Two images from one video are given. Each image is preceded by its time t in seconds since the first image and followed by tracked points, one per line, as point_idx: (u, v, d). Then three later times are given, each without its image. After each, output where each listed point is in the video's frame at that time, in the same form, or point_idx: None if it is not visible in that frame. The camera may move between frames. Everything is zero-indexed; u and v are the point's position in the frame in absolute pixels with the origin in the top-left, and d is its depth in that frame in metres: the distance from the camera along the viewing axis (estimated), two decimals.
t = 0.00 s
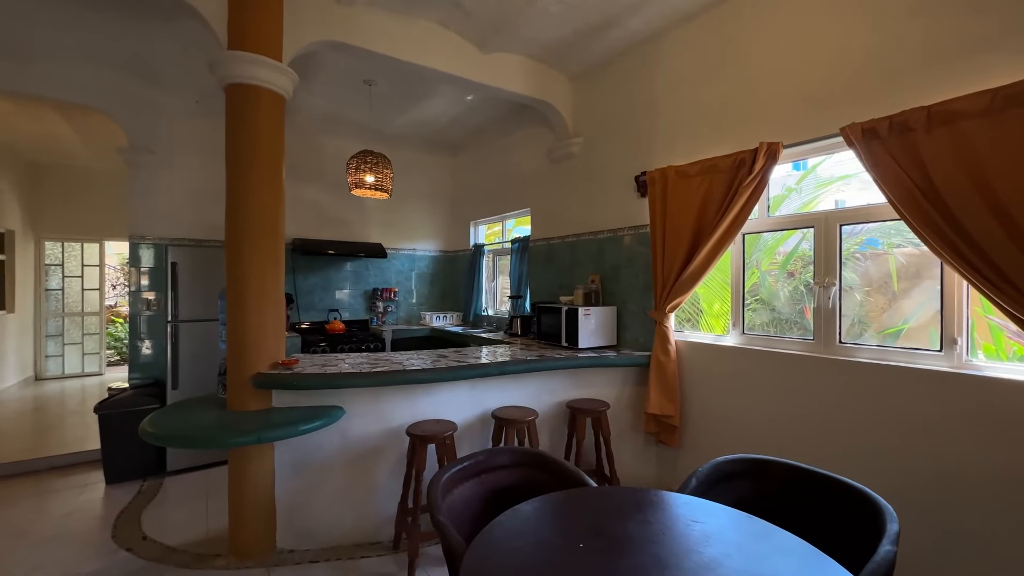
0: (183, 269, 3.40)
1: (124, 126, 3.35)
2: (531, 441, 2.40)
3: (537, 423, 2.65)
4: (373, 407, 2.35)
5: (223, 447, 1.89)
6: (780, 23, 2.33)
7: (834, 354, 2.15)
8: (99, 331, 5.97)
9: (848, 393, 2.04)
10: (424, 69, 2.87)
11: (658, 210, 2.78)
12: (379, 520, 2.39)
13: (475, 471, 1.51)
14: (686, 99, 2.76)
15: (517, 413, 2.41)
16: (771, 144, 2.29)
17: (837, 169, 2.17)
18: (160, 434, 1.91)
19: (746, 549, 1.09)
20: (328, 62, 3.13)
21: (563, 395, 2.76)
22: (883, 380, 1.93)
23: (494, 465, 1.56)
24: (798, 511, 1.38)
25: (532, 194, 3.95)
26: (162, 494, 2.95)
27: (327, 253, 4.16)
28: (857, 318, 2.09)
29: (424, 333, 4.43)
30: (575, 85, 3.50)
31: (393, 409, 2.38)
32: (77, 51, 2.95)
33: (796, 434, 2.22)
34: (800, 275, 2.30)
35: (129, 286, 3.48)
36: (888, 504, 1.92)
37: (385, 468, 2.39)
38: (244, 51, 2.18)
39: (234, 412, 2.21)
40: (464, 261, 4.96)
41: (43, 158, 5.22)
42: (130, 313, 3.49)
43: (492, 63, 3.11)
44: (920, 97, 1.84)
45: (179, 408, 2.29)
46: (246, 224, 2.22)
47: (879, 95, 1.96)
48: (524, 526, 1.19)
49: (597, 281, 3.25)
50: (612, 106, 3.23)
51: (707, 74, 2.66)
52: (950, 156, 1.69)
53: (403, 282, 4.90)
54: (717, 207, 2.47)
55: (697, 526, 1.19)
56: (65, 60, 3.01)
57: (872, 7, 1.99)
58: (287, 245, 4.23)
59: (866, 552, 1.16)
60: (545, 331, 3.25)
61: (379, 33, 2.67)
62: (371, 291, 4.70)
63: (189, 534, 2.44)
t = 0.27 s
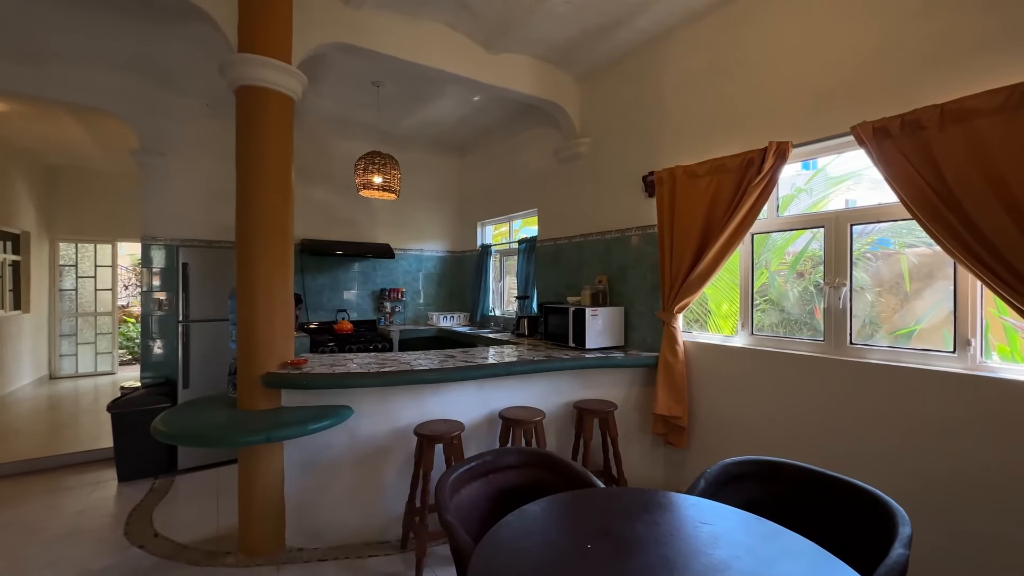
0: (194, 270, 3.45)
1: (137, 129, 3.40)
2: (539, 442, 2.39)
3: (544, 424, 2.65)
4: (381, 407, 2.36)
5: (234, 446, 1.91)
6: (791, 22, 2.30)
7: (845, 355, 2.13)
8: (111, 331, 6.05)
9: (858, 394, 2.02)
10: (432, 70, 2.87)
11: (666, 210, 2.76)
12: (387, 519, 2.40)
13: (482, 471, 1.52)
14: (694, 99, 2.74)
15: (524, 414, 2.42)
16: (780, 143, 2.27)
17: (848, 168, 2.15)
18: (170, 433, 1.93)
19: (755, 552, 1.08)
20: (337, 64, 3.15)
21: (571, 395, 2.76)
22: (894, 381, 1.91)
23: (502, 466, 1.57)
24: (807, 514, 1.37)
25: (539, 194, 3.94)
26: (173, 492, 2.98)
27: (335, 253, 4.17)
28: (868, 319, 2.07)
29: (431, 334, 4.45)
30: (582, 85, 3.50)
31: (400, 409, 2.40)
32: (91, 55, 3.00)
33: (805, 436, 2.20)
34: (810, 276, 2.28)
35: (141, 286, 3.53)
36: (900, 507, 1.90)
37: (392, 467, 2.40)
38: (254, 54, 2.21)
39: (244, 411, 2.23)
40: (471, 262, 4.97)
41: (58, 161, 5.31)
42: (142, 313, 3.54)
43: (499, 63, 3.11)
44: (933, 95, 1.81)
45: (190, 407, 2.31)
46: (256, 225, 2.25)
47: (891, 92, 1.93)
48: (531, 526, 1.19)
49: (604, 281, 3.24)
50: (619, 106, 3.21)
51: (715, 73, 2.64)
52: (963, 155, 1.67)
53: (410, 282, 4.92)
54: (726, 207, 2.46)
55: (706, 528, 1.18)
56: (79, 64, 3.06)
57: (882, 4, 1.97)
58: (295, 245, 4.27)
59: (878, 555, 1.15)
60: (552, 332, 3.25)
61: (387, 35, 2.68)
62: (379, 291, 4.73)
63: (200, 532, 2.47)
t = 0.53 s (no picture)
0: (204, 271, 3.48)
1: (148, 131, 3.44)
2: (546, 442, 2.39)
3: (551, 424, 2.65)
4: (389, 406, 2.37)
5: (243, 445, 1.93)
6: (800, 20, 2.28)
7: (856, 356, 2.10)
8: (123, 331, 6.13)
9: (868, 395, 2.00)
10: (440, 71, 2.88)
11: (674, 210, 2.75)
12: (395, 518, 2.41)
13: (489, 471, 1.52)
14: (702, 98, 2.73)
15: (531, 414, 2.42)
16: (789, 142, 2.25)
17: (858, 167, 2.13)
18: (183, 430, 1.96)
19: (764, 554, 1.07)
20: (345, 66, 3.17)
21: (578, 396, 2.76)
22: (905, 382, 1.89)
23: (509, 466, 1.57)
24: (816, 516, 1.36)
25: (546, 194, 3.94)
26: (184, 490, 3.01)
27: (343, 254, 4.18)
28: (879, 320, 2.05)
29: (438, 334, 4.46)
30: (589, 85, 3.49)
31: (408, 409, 2.40)
32: (104, 59, 3.04)
33: (815, 437, 2.18)
34: (819, 276, 2.26)
35: (152, 286, 3.57)
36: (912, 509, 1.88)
37: (400, 467, 2.41)
38: (264, 57, 2.23)
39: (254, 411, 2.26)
40: (478, 261, 4.97)
41: (72, 163, 5.40)
42: (153, 312, 3.59)
43: (506, 64, 3.11)
44: (945, 93, 1.79)
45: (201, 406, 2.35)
46: (265, 225, 2.27)
47: (902, 89, 1.91)
48: (539, 526, 1.19)
49: (612, 281, 3.23)
50: (627, 106, 3.20)
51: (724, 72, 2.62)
52: (976, 154, 1.65)
53: (418, 282, 4.94)
54: (735, 207, 2.44)
55: (715, 529, 1.18)
56: (93, 68, 3.11)
57: (894, 0, 1.94)
58: (304, 246, 4.30)
59: (889, 558, 1.14)
60: (559, 332, 3.25)
61: (394, 36, 2.70)
62: (386, 292, 4.75)
63: (211, 529, 2.50)
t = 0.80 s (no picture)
0: (216, 271, 3.52)
1: (161, 133, 3.49)
2: (554, 442, 2.39)
3: (559, 425, 2.64)
4: (397, 406, 2.39)
5: (254, 444, 1.95)
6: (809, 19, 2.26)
7: (869, 357, 2.08)
8: (136, 331, 6.22)
9: (881, 398, 1.97)
10: (448, 72, 2.89)
11: (683, 210, 2.73)
12: (403, 517, 2.42)
13: (498, 471, 1.52)
14: (711, 97, 2.70)
15: (540, 414, 2.41)
16: (799, 141, 2.23)
17: (870, 165, 2.10)
18: (196, 430, 1.98)
19: (775, 556, 1.06)
20: (354, 68, 3.19)
21: (585, 397, 2.75)
22: (919, 383, 1.86)
23: (518, 466, 1.57)
24: (828, 519, 1.35)
25: (554, 195, 3.94)
26: (195, 488, 3.05)
27: (351, 254, 4.20)
28: (891, 321, 2.02)
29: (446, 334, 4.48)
30: (597, 85, 3.49)
31: (416, 409, 2.42)
32: (118, 63, 3.09)
33: (825, 440, 2.15)
34: (830, 276, 2.24)
35: (164, 287, 3.62)
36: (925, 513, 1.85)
37: (408, 466, 2.42)
38: (274, 60, 2.25)
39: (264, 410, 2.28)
40: (486, 262, 4.98)
41: (86, 165, 5.48)
42: (165, 312, 3.63)
43: (513, 64, 3.12)
44: (959, 90, 1.76)
45: (212, 405, 2.37)
46: (276, 226, 2.29)
47: (916, 87, 1.88)
48: (548, 526, 1.19)
49: (620, 282, 3.22)
50: (635, 106, 3.19)
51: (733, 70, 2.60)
52: (991, 152, 1.62)
53: (425, 283, 4.96)
54: (744, 207, 2.43)
55: (724, 531, 1.17)
56: (107, 71, 3.16)
57: None
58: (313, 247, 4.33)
59: (902, 563, 1.12)
60: (567, 332, 3.24)
61: (402, 38, 2.71)
62: (395, 292, 4.77)
63: (221, 527, 2.52)
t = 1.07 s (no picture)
0: (225, 272, 3.56)
1: (172, 136, 3.54)
2: (561, 443, 2.39)
3: (566, 425, 2.64)
4: (404, 406, 2.40)
5: (262, 442, 1.96)
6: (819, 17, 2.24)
7: (880, 359, 2.05)
8: (147, 331, 6.29)
9: (893, 399, 1.95)
10: (455, 73, 2.90)
11: (691, 210, 2.72)
12: (411, 517, 2.43)
13: (505, 471, 1.52)
14: (719, 97, 2.69)
15: (547, 415, 2.41)
16: (809, 141, 2.21)
17: (880, 165, 2.08)
18: (206, 429, 2.00)
19: (785, 559, 1.05)
20: (362, 69, 3.21)
21: (592, 397, 2.74)
22: (931, 385, 1.84)
23: (526, 466, 1.57)
24: (839, 521, 1.33)
25: (561, 195, 3.94)
26: (205, 486, 3.08)
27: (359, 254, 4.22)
28: (903, 322, 2.00)
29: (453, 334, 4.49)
30: (604, 85, 3.48)
31: (423, 409, 2.42)
32: (130, 66, 3.13)
33: (835, 442, 2.13)
34: (840, 277, 2.22)
35: (175, 287, 3.67)
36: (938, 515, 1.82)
37: (416, 466, 2.43)
38: (282, 62, 2.27)
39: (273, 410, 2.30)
40: (493, 262, 4.98)
41: (98, 167, 5.56)
42: (176, 312, 3.68)
43: (520, 65, 3.12)
44: (972, 88, 1.74)
45: (222, 404, 2.39)
46: (285, 226, 2.31)
47: (928, 85, 1.85)
48: (555, 526, 1.20)
49: (627, 282, 3.21)
50: (642, 105, 3.18)
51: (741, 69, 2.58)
52: (1004, 151, 1.60)
53: (432, 283, 4.97)
54: (753, 207, 2.41)
55: (733, 533, 1.16)
56: (121, 75, 3.21)
57: None
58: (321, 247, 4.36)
59: (915, 566, 1.11)
60: (574, 333, 3.24)
61: (409, 39, 2.72)
62: (402, 292, 4.79)
63: (231, 525, 2.55)
